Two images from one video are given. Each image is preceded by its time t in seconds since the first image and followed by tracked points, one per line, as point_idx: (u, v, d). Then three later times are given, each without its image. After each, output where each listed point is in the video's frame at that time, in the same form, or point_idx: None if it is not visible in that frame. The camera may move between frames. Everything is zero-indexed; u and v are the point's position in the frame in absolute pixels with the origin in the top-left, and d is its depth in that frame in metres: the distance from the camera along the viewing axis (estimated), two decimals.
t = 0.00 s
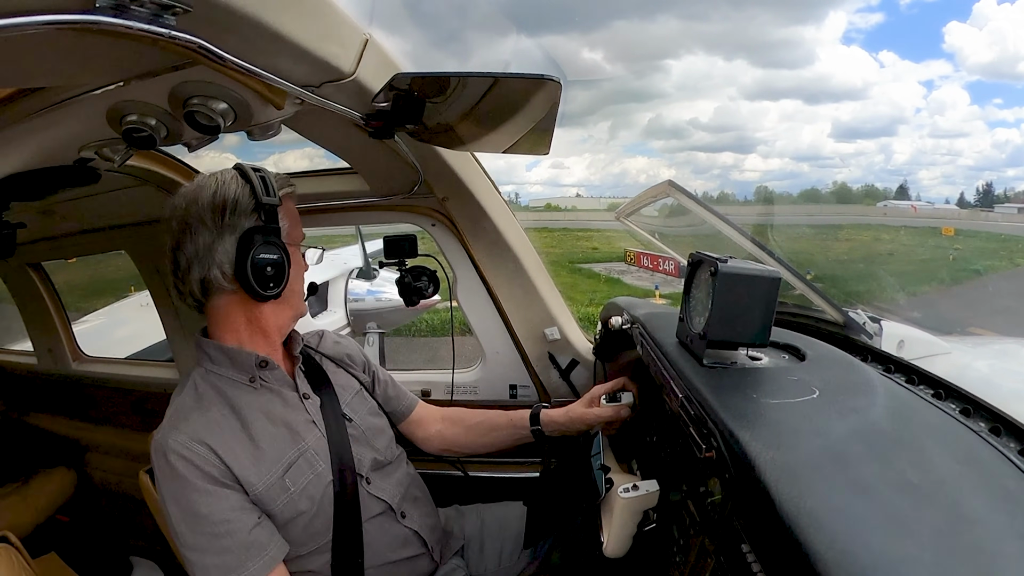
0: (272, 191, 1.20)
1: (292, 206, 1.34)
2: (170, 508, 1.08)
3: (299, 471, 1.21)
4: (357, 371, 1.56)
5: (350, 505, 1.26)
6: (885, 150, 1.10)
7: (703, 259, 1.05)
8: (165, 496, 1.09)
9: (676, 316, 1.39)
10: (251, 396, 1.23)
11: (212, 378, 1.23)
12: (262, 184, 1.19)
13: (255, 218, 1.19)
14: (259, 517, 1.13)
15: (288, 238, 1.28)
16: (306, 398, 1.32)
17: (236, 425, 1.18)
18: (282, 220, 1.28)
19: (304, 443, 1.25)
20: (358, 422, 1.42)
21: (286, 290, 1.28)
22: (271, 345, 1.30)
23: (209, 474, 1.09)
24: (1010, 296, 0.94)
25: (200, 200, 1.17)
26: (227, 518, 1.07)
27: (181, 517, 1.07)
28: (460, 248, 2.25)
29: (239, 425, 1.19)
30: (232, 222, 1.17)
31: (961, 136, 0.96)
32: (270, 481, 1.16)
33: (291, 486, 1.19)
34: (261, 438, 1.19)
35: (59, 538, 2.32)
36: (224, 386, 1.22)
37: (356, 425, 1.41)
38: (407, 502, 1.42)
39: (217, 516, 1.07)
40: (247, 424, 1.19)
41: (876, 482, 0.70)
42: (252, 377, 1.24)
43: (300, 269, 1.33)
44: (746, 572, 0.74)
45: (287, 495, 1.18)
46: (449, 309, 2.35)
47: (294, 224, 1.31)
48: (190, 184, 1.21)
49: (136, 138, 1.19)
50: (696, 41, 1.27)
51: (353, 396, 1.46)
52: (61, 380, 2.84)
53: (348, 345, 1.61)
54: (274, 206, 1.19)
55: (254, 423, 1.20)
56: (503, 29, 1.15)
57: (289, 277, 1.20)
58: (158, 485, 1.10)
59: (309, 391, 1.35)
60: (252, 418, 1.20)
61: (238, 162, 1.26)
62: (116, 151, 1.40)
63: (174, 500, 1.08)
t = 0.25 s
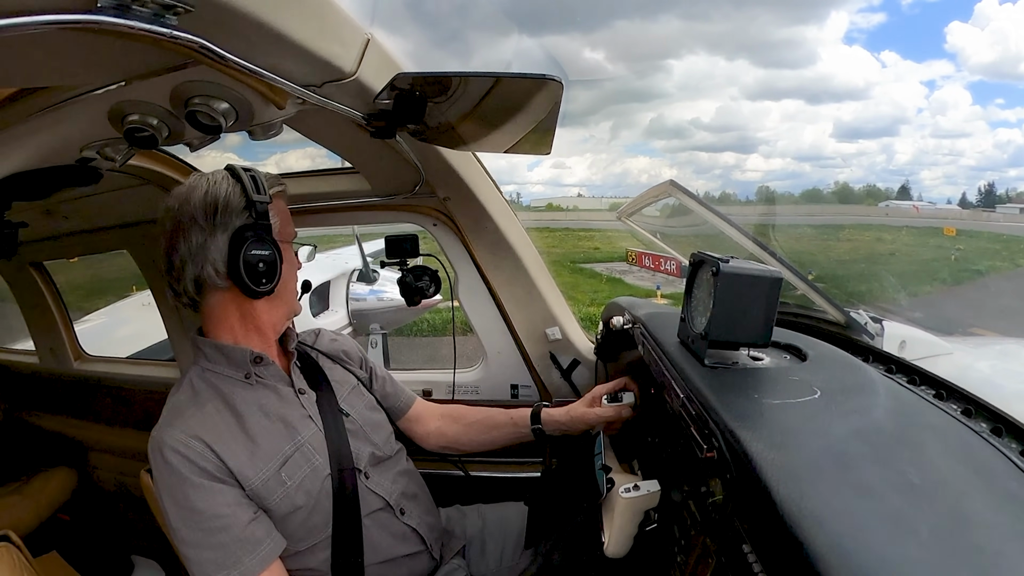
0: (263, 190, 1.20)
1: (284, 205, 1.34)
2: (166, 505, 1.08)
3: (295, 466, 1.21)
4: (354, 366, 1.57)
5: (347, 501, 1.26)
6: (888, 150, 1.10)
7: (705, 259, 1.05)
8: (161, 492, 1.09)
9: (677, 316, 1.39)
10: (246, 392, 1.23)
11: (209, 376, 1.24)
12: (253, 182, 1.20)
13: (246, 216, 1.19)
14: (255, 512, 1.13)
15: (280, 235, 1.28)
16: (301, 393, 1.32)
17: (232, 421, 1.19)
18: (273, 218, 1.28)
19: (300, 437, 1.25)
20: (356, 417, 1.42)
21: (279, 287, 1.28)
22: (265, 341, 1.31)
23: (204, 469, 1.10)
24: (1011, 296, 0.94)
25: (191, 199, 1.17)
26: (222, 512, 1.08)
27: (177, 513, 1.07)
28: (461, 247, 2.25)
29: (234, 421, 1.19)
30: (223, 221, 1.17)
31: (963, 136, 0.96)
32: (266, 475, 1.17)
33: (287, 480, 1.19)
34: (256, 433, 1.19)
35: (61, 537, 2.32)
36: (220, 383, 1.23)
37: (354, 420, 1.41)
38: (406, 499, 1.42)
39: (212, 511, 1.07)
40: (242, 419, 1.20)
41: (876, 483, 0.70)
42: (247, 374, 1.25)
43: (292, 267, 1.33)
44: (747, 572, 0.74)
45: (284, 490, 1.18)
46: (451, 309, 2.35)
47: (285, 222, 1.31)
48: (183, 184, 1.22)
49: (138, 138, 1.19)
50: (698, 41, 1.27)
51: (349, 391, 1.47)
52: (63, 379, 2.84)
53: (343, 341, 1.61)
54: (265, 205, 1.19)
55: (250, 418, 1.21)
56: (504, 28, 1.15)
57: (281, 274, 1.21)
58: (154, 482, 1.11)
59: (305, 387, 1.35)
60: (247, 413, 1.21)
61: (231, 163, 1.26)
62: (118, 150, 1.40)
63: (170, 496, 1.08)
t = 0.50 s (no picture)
0: (256, 189, 1.20)
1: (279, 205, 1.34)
2: (165, 502, 1.09)
3: (293, 461, 1.22)
4: (352, 364, 1.58)
5: (346, 497, 1.27)
6: (889, 150, 1.09)
7: (707, 260, 1.05)
8: (161, 490, 1.10)
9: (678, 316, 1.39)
10: (244, 389, 1.24)
11: (206, 374, 1.25)
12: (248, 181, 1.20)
13: (241, 214, 1.19)
14: (253, 507, 1.13)
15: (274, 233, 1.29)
16: (298, 389, 1.33)
17: (229, 417, 1.20)
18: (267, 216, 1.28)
19: (297, 432, 1.26)
20: (354, 413, 1.42)
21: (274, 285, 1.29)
22: (262, 339, 1.31)
23: (201, 465, 1.11)
24: (1013, 296, 0.94)
25: (186, 200, 1.18)
26: (220, 508, 1.08)
27: (175, 509, 1.08)
28: (463, 247, 2.25)
29: (232, 418, 1.20)
30: (217, 219, 1.18)
31: (965, 136, 0.96)
32: (263, 471, 1.17)
33: (285, 475, 1.20)
34: (254, 429, 1.20)
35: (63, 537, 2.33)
36: (217, 380, 1.24)
37: (352, 416, 1.41)
38: (407, 497, 1.42)
39: (210, 506, 1.08)
40: (240, 416, 1.21)
41: (878, 482, 0.70)
42: (244, 371, 1.25)
43: (288, 265, 1.33)
44: (748, 572, 0.74)
45: (282, 485, 1.19)
46: (452, 309, 2.35)
47: (280, 221, 1.31)
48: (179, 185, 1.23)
49: (140, 137, 1.19)
50: (700, 41, 1.27)
51: (347, 388, 1.47)
52: (64, 378, 2.84)
53: (341, 339, 1.62)
54: (258, 204, 1.19)
55: (247, 415, 1.21)
56: (506, 28, 1.15)
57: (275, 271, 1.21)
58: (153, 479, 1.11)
59: (302, 383, 1.36)
60: (245, 410, 1.22)
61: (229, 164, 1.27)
62: (119, 150, 1.40)
63: (169, 493, 1.09)
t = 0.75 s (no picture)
0: (252, 189, 1.20)
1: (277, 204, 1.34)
2: (163, 499, 1.09)
3: (291, 458, 1.22)
4: (352, 362, 1.58)
5: (345, 494, 1.27)
6: (891, 151, 1.09)
7: (708, 260, 1.05)
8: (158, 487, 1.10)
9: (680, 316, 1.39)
10: (242, 387, 1.24)
11: (205, 372, 1.25)
12: (245, 180, 1.21)
13: (237, 214, 1.19)
14: (250, 504, 1.13)
15: (271, 233, 1.29)
16: (296, 386, 1.33)
17: (227, 415, 1.20)
18: (264, 216, 1.28)
19: (295, 429, 1.26)
20: (353, 410, 1.42)
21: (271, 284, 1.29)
22: (260, 338, 1.32)
23: (198, 463, 1.11)
24: (1015, 297, 0.93)
25: (183, 200, 1.19)
26: (216, 505, 1.09)
27: (172, 507, 1.08)
28: (464, 247, 2.24)
29: (230, 416, 1.20)
30: (213, 219, 1.18)
31: (968, 136, 0.95)
32: (261, 468, 1.18)
33: (282, 473, 1.20)
34: (251, 427, 1.20)
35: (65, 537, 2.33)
36: (216, 378, 1.24)
37: (351, 413, 1.41)
38: (407, 495, 1.42)
39: (206, 503, 1.08)
40: (238, 414, 1.21)
41: (879, 483, 0.70)
42: (242, 370, 1.26)
43: (286, 264, 1.33)
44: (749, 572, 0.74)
45: (280, 482, 1.19)
46: (453, 309, 2.35)
47: (277, 220, 1.31)
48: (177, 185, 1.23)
49: (142, 137, 1.19)
50: (702, 41, 1.26)
51: (346, 385, 1.47)
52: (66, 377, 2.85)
53: (340, 338, 1.62)
54: (253, 204, 1.19)
55: (245, 413, 1.22)
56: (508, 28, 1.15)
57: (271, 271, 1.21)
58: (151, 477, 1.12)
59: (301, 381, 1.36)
60: (243, 408, 1.22)
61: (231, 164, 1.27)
62: (121, 150, 1.41)
63: (166, 491, 1.09)
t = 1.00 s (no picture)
0: (252, 189, 1.20)
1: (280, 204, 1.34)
2: (162, 496, 1.09)
3: (291, 455, 1.22)
4: (353, 361, 1.57)
5: (345, 492, 1.27)
6: (893, 151, 1.09)
7: (710, 260, 1.05)
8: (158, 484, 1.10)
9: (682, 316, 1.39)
10: (242, 385, 1.25)
11: (206, 371, 1.25)
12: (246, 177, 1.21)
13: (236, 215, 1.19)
14: (249, 500, 1.13)
15: (271, 233, 1.28)
16: (297, 384, 1.34)
17: (227, 412, 1.21)
18: (263, 215, 1.28)
19: (295, 427, 1.27)
20: (354, 409, 1.42)
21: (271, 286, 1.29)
22: (262, 338, 1.32)
23: (198, 459, 1.11)
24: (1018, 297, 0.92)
25: (183, 200, 1.19)
26: (216, 500, 1.09)
27: (172, 503, 1.09)
28: (466, 247, 2.24)
29: (230, 413, 1.21)
30: (213, 220, 1.18)
31: (970, 136, 0.95)
32: (260, 465, 1.18)
33: (282, 470, 1.20)
34: (251, 424, 1.21)
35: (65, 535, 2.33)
36: (217, 377, 1.25)
37: (351, 411, 1.41)
38: (407, 493, 1.42)
39: (206, 499, 1.08)
40: (238, 411, 1.21)
41: (881, 484, 0.70)
42: (242, 369, 1.26)
43: (288, 265, 1.33)
44: (750, 573, 0.74)
45: (279, 479, 1.19)
46: (454, 309, 2.35)
47: (278, 220, 1.31)
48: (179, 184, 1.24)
49: (144, 137, 1.19)
50: (704, 41, 1.27)
51: (347, 384, 1.47)
52: (68, 376, 2.85)
53: (341, 338, 1.62)
54: (253, 205, 1.19)
55: (245, 410, 1.22)
56: (510, 28, 1.15)
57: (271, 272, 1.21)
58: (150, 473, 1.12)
59: (301, 378, 1.36)
60: (243, 406, 1.23)
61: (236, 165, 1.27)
62: (123, 150, 1.41)
63: (166, 487, 1.09)
